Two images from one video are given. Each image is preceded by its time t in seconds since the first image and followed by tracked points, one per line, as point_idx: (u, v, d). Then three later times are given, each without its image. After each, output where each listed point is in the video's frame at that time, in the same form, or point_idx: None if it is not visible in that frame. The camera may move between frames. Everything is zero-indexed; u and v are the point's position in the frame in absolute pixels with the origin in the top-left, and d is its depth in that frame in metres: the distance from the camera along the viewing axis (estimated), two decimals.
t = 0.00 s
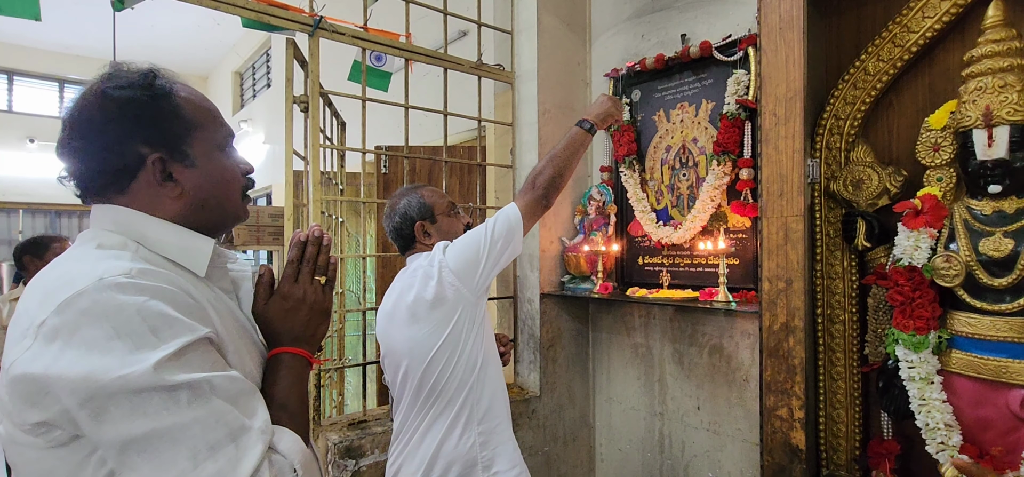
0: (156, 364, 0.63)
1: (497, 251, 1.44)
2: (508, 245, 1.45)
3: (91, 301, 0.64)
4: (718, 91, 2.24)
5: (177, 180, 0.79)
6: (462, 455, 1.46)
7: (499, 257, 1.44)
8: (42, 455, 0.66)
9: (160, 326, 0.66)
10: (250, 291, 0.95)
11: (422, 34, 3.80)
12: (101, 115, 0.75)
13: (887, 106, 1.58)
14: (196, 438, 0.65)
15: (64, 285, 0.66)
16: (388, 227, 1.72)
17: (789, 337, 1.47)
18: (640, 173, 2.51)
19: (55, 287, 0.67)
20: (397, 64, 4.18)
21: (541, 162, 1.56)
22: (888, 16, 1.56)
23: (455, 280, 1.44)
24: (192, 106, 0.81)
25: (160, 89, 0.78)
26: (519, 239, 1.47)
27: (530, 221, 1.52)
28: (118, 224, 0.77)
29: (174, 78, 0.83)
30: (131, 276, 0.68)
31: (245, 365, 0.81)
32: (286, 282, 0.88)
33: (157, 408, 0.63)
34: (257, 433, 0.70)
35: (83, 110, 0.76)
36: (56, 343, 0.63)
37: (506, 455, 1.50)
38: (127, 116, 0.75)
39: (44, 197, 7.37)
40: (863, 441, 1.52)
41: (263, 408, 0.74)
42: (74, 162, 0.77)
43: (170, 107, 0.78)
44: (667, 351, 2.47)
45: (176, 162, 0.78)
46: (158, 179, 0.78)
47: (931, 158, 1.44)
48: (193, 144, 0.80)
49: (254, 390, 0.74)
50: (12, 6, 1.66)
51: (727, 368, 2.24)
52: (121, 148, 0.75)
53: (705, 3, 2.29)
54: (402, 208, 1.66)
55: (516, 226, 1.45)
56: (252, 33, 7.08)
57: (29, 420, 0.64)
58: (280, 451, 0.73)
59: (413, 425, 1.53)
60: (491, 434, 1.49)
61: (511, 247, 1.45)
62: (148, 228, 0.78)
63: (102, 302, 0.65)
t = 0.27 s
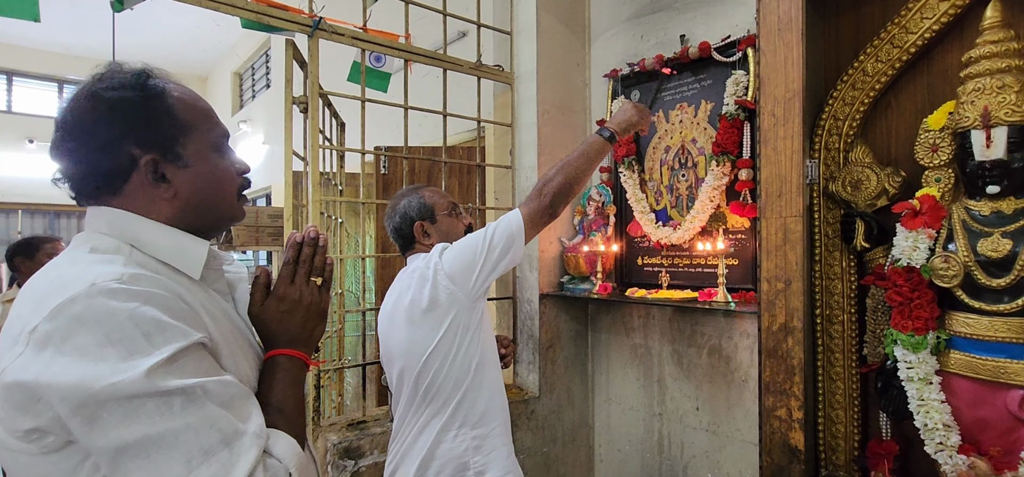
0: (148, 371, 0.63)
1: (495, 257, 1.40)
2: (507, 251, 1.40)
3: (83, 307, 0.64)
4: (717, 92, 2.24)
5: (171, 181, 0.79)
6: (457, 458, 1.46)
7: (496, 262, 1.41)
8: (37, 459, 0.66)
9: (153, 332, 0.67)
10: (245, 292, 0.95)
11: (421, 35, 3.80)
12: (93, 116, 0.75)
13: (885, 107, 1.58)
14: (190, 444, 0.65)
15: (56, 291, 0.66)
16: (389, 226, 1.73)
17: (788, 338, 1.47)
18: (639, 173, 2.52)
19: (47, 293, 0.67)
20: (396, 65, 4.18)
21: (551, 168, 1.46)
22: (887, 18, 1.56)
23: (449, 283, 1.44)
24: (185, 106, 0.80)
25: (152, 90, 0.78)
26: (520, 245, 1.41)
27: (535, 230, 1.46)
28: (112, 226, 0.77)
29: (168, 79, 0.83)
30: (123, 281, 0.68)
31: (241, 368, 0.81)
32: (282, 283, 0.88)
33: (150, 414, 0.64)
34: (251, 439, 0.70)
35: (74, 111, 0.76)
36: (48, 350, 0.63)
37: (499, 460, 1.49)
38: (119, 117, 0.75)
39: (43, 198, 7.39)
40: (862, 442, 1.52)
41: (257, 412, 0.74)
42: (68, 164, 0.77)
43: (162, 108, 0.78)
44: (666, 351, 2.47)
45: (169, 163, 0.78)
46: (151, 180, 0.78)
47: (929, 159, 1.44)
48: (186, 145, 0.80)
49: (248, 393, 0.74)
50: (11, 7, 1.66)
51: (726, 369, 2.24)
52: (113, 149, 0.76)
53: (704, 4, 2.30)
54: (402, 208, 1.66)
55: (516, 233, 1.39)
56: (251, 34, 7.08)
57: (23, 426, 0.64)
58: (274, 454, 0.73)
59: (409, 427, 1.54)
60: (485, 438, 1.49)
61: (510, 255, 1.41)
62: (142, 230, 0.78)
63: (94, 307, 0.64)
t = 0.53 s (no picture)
0: (138, 377, 0.63)
1: (488, 270, 1.37)
2: (502, 265, 1.36)
3: (74, 312, 0.64)
4: (716, 92, 2.24)
5: (164, 183, 0.79)
6: (444, 463, 1.47)
7: (490, 275, 1.38)
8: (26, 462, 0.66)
9: (143, 337, 0.66)
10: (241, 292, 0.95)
11: (420, 35, 3.80)
12: (84, 117, 0.75)
13: (885, 108, 1.58)
14: (180, 450, 0.65)
15: (47, 295, 0.66)
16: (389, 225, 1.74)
17: (787, 338, 1.47)
18: (638, 174, 2.51)
19: (39, 297, 0.67)
20: (396, 64, 4.18)
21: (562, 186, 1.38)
22: (886, 18, 1.56)
23: (441, 288, 1.44)
24: (178, 106, 0.80)
25: (144, 90, 0.78)
26: (517, 260, 1.35)
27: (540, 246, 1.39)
28: (106, 228, 0.77)
29: (161, 78, 0.83)
30: (114, 286, 0.67)
31: (234, 372, 0.80)
32: (277, 285, 0.87)
33: (140, 420, 0.64)
34: (242, 443, 0.70)
35: (66, 113, 0.76)
36: (38, 355, 0.62)
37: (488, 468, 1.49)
38: (110, 119, 0.75)
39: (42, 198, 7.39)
40: (861, 443, 1.53)
41: (249, 416, 0.73)
42: (61, 165, 0.77)
43: (154, 109, 0.77)
44: (666, 352, 2.47)
45: (162, 164, 0.78)
46: (144, 182, 0.78)
47: (929, 159, 1.44)
48: (179, 146, 0.79)
49: (240, 397, 0.74)
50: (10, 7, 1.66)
51: (726, 369, 2.24)
52: (105, 150, 0.75)
53: (704, 4, 2.29)
54: (402, 207, 1.67)
55: (513, 247, 1.35)
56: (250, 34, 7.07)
57: (13, 431, 0.64)
58: (266, 460, 0.73)
59: (399, 426, 1.56)
60: (475, 446, 1.49)
61: (506, 267, 1.36)
62: (136, 232, 0.78)
63: (85, 313, 0.64)
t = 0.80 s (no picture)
0: (130, 380, 0.63)
1: (483, 286, 1.36)
2: (497, 283, 1.35)
3: (67, 314, 0.64)
4: (715, 93, 2.24)
5: (159, 184, 0.79)
6: (434, 470, 1.50)
7: (483, 291, 1.37)
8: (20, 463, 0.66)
9: (137, 339, 0.66)
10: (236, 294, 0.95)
11: (420, 35, 3.79)
12: (79, 118, 0.75)
13: (884, 108, 1.58)
14: (172, 453, 0.65)
15: (41, 296, 0.66)
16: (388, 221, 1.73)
17: (786, 339, 1.47)
18: (638, 174, 2.51)
19: (33, 297, 0.67)
20: (395, 65, 4.17)
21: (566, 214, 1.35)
22: (885, 19, 1.56)
23: (432, 297, 1.45)
24: (174, 107, 0.79)
25: (139, 91, 0.77)
26: (512, 280, 1.33)
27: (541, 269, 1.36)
28: (102, 229, 0.77)
29: (158, 78, 0.82)
30: (109, 287, 0.67)
31: (229, 374, 0.80)
32: (273, 287, 0.87)
33: (132, 423, 0.63)
34: (234, 447, 0.69)
35: (62, 113, 0.76)
36: (31, 356, 0.63)
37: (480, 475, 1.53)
38: (105, 120, 0.75)
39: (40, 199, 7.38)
40: (860, 443, 1.53)
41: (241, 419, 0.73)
42: (57, 166, 0.77)
43: (150, 109, 0.77)
44: (665, 352, 2.47)
45: (157, 165, 0.78)
46: (140, 183, 0.78)
47: (928, 160, 1.44)
48: (175, 147, 0.79)
49: (234, 400, 0.74)
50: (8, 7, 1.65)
51: (725, 370, 2.24)
52: (101, 151, 0.75)
53: (703, 5, 2.29)
54: (402, 204, 1.67)
55: (510, 268, 1.33)
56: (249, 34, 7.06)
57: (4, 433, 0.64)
58: (258, 464, 0.73)
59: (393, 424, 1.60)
60: (469, 453, 1.52)
61: (500, 288, 1.35)
62: (131, 233, 0.77)
63: (79, 314, 0.64)
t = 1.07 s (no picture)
0: (123, 383, 0.63)
1: (475, 306, 1.37)
2: (489, 304, 1.35)
3: (61, 316, 0.64)
4: (714, 93, 2.24)
5: (157, 186, 0.79)
6: None
7: (474, 311, 1.38)
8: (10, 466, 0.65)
9: (130, 342, 0.66)
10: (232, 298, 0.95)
11: (419, 35, 3.79)
12: (77, 119, 0.75)
13: (883, 109, 1.58)
14: (163, 457, 0.65)
15: (35, 297, 0.66)
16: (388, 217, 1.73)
17: (785, 339, 1.47)
18: (636, 175, 2.51)
19: (27, 298, 0.66)
20: (395, 65, 4.17)
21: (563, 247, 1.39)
22: (884, 20, 1.56)
23: (423, 305, 1.48)
24: (173, 109, 0.79)
25: (138, 92, 0.77)
26: (504, 302, 1.34)
27: (534, 294, 1.37)
28: (98, 229, 0.77)
29: (158, 79, 0.82)
30: (103, 290, 0.67)
31: (222, 378, 0.80)
32: (269, 290, 0.87)
33: (123, 426, 0.63)
34: (226, 452, 0.70)
35: (60, 113, 0.76)
36: (23, 358, 0.62)
37: None
38: (104, 121, 0.75)
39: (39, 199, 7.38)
40: (858, 443, 1.53)
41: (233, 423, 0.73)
42: (54, 166, 0.77)
43: (149, 111, 0.77)
44: (664, 353, 2.47)
45: (155, 168, 0.78)
46: (137, 185, 0.78)
47: (927, 161, 1.44)
48: (173, 149, 0.79)
49: (227, 404, 0.74)
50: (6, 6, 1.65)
51: (724, 370, 2.25)
52: (98, 153, 0.75)
53: (702, 5, 2.30)
54: (405, 200, 1.66)
55: (501, 291, 1.34)
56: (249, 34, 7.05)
57: None
58: (251, 468, 0.73)
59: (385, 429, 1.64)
60: (464, 456, 1.57)
61: (490, 310, 1.36)
62: (128, 234, 0.77)
63: (72, 317, 0.64)
